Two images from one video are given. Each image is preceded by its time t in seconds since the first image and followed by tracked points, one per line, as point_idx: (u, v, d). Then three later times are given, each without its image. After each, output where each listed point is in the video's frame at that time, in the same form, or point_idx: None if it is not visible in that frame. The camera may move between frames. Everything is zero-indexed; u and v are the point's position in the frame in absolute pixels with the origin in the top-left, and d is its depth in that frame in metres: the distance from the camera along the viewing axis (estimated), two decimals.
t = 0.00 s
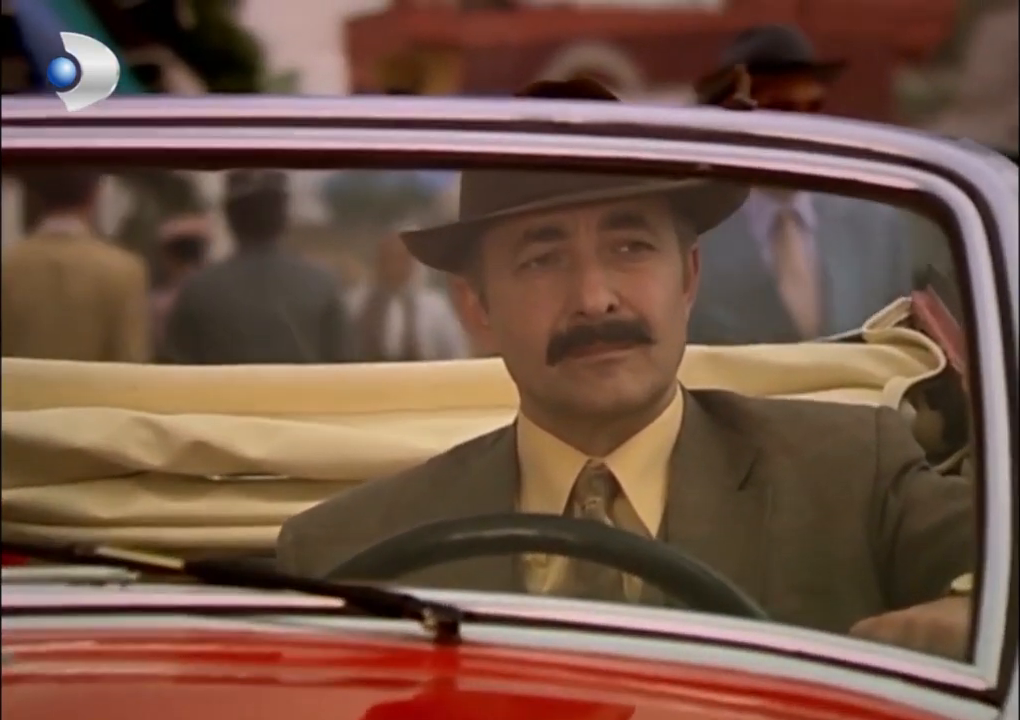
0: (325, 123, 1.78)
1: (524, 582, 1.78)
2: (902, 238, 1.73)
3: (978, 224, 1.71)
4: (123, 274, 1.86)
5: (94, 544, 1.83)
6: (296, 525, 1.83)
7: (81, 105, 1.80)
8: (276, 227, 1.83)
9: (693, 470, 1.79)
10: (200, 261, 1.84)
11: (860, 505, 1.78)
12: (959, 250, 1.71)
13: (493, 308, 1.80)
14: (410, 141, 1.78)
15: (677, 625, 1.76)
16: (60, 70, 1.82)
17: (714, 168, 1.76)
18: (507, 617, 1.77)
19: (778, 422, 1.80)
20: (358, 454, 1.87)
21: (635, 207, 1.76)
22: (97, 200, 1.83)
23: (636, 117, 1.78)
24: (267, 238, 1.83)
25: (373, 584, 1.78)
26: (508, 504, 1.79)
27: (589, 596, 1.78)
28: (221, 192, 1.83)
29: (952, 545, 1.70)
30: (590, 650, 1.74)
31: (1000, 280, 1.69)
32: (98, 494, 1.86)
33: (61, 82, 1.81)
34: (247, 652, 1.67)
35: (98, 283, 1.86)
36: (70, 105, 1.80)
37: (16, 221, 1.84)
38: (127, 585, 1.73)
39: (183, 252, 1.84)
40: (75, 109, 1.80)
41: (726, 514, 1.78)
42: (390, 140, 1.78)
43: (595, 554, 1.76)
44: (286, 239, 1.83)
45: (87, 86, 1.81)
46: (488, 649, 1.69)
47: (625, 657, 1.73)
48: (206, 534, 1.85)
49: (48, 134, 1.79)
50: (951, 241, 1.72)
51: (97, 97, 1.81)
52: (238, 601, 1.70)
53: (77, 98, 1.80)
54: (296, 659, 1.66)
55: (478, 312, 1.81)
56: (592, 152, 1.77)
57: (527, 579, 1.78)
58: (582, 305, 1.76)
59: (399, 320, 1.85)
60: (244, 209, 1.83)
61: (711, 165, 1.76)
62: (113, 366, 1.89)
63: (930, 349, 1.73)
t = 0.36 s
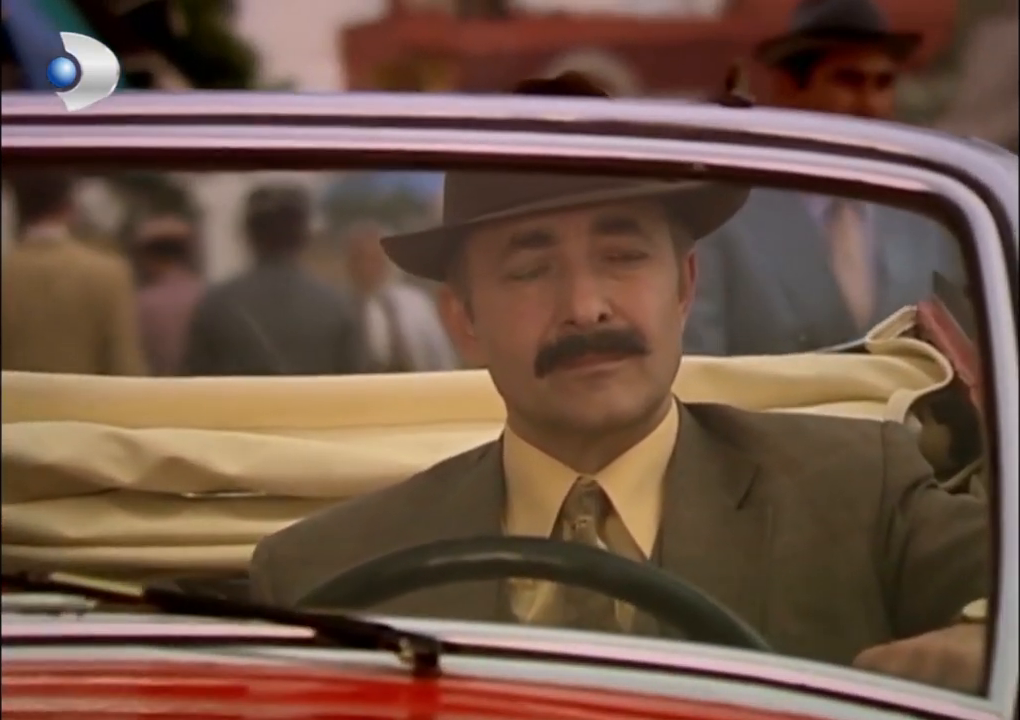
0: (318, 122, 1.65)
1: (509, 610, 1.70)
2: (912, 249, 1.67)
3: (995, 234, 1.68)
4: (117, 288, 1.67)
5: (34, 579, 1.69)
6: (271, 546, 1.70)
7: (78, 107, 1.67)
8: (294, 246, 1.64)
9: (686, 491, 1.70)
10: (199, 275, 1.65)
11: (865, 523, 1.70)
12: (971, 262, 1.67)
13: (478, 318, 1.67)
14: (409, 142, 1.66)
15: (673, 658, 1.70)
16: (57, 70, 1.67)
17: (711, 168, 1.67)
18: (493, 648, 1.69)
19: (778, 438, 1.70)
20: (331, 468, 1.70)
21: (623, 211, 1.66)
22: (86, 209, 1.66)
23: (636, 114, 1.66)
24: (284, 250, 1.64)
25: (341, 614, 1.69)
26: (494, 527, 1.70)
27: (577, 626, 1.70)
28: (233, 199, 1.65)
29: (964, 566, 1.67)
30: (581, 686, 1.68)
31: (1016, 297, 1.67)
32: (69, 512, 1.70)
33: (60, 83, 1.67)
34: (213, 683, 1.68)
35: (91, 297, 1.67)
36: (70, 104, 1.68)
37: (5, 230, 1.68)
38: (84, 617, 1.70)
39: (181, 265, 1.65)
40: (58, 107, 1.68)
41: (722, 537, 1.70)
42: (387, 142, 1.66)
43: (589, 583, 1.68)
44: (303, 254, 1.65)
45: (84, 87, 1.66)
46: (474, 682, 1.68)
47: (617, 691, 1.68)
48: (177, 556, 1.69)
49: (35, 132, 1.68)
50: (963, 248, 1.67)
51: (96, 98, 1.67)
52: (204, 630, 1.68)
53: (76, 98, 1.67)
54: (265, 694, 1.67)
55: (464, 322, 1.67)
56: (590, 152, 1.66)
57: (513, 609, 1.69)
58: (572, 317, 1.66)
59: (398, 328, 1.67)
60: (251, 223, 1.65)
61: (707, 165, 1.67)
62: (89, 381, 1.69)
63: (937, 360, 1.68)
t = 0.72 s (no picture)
0: (308, 93, 1.59)
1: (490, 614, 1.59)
2: (918, 226, 1.57)
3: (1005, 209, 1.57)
4: (119, 281, 1.60)
5: None
6: (240, 542, 1.60)
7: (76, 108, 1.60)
8: (295, 228, 1.57)
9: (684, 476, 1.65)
10: (194, 260, 1.58)
11: (868, 517, 1.61)
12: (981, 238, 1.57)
13: (459, 303, 1.58)
14: (396, 113, 1.58)
15: (664, 665, 1.57)
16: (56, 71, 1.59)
17: (704, 140, 1.58)
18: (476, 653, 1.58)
19: (774, 426, 1.61)
20: (304, 458, 1.61)
21: (613, 188, 1.58)
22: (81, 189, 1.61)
23: (631, 84, 1.58)
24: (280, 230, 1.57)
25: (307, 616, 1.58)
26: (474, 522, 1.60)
27: (564, 630, 1.58)
28: (227, 178, 1.59)
29: (976, 563, 1.57)
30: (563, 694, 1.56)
31: None
32: (39, 507, 1.63)
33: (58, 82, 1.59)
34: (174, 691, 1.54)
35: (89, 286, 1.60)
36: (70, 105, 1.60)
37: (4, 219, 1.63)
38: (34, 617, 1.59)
39: (178, 248, 1.58)
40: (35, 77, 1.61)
41: (716, 534, 1.62)
42: (373, 113, 1.58)
43: (576, 584, 1.56)
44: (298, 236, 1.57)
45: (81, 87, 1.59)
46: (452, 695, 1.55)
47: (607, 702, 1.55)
48: (147, 550, 1.61)
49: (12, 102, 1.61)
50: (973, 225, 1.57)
51: (96, 98, 1.60)
52: (164, 635, 1.57)
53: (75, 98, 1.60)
54: (228, 704, 1.53)
55: (444, 308, 1.58)
56: (584, 123, 1.57)
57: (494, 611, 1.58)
58: (559, 300, 1.57)
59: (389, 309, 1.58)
60: (248, 203, 1.58)
61: (700, 138, 1.58)
62: (64, 369, 1.62)
63: (942, 344, 1.57)
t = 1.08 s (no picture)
0: (290, 76, 1.50)
1: (472, 632, 1.52)
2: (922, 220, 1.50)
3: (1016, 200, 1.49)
4: (131, 263, 1.52)
5: None
6: (209, 551, 1.53)
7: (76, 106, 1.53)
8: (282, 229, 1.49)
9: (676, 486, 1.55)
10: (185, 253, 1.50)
11: (870, 524, 1.52)
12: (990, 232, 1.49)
13: (438, 298, 1.49)
14: (380, 97, 1.49)
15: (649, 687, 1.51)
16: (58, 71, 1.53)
17: (696, 126, 1.49)
18: (461, 677, 1.51)
19: (770, 429, 1.52)
20: (282, 459, 1.52)
21: (599, 178, 1.49)
22: (77, 177, 1.52)
23: (623, 66, 1.49)
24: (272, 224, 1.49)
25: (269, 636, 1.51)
26: (455, 531, 1.52)
27: (545, 649, 1.52)
28: (217, 171, 1.51)
29: (983, 573, 1.51)
30: None
31: None
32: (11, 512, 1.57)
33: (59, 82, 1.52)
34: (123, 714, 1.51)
35: (78, 277, 1.53)
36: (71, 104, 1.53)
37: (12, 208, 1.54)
38: None
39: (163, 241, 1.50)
40: (17, 65, 1.54)
41: (710, 543, 1.53)
42: (352, 98, 1.49)
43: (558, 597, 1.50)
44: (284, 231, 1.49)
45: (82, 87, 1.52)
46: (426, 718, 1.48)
47: None
48: (131, 555, 1.55)
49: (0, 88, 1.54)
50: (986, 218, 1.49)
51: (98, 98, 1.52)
52: (120, 658, 1.52)
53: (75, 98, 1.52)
54: None
55: (423, 305, 1.49)
56: (571, 110, 1.49)
57: (475, 628, 1.52)
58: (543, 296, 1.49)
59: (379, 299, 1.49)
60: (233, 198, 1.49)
61: (692, 124, 1.49)
62: (37, 366, 1.55)
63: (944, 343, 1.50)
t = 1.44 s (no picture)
0: (269, 60, 1.43)
1: (450, 650, 1.44)
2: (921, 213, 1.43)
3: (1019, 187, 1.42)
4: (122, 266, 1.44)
5: None
6: (176, 558, 1.44)
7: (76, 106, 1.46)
8: (270, 221, 1.42)
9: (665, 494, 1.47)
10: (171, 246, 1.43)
11: (868, 535, 1.44)
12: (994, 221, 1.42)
13: (414, 294, 1.42)
14: (360, 81, 1.42)
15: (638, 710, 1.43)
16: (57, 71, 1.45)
17: (685, 111, 1.42)
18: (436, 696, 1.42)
19: (763, 431, 1.45)
20: (261, 464, 1.43)
21: (586, 168, 1.42)
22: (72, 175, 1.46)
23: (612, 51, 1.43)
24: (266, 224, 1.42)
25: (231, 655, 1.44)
26: (432, 541, 1.44)
27: (526, 668, 1.44)
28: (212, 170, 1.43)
29: (987, 582, 1.43)
30: None
31: None
32: None
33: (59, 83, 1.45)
34: None
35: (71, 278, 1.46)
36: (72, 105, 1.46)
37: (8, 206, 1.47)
38: None
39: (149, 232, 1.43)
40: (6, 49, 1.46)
41: (700, 551, 1.45)
42: (324, 81, 1.43)
43: (540, 611, 1.43)
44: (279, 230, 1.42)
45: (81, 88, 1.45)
46: None
47: None
48: (94, 562, 1.45)
49: None
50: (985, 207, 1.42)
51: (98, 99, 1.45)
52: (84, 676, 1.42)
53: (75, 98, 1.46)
54: None
55: (398, 299, 1.42)
56: (553, 95, 1.42)
57: (453, 645, 1.44)
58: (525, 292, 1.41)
59: (352, 294, 1.41)
60: (219, 186, 1.43)
61: (681, 108, 1.42)
62: (26, 365, 1.46)
63: (945, 339, 1.43)
